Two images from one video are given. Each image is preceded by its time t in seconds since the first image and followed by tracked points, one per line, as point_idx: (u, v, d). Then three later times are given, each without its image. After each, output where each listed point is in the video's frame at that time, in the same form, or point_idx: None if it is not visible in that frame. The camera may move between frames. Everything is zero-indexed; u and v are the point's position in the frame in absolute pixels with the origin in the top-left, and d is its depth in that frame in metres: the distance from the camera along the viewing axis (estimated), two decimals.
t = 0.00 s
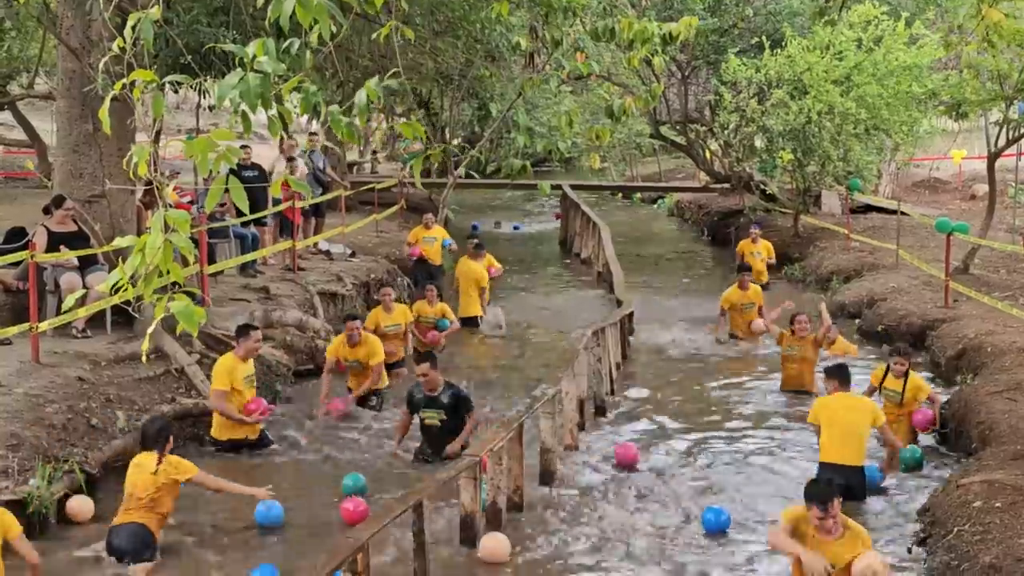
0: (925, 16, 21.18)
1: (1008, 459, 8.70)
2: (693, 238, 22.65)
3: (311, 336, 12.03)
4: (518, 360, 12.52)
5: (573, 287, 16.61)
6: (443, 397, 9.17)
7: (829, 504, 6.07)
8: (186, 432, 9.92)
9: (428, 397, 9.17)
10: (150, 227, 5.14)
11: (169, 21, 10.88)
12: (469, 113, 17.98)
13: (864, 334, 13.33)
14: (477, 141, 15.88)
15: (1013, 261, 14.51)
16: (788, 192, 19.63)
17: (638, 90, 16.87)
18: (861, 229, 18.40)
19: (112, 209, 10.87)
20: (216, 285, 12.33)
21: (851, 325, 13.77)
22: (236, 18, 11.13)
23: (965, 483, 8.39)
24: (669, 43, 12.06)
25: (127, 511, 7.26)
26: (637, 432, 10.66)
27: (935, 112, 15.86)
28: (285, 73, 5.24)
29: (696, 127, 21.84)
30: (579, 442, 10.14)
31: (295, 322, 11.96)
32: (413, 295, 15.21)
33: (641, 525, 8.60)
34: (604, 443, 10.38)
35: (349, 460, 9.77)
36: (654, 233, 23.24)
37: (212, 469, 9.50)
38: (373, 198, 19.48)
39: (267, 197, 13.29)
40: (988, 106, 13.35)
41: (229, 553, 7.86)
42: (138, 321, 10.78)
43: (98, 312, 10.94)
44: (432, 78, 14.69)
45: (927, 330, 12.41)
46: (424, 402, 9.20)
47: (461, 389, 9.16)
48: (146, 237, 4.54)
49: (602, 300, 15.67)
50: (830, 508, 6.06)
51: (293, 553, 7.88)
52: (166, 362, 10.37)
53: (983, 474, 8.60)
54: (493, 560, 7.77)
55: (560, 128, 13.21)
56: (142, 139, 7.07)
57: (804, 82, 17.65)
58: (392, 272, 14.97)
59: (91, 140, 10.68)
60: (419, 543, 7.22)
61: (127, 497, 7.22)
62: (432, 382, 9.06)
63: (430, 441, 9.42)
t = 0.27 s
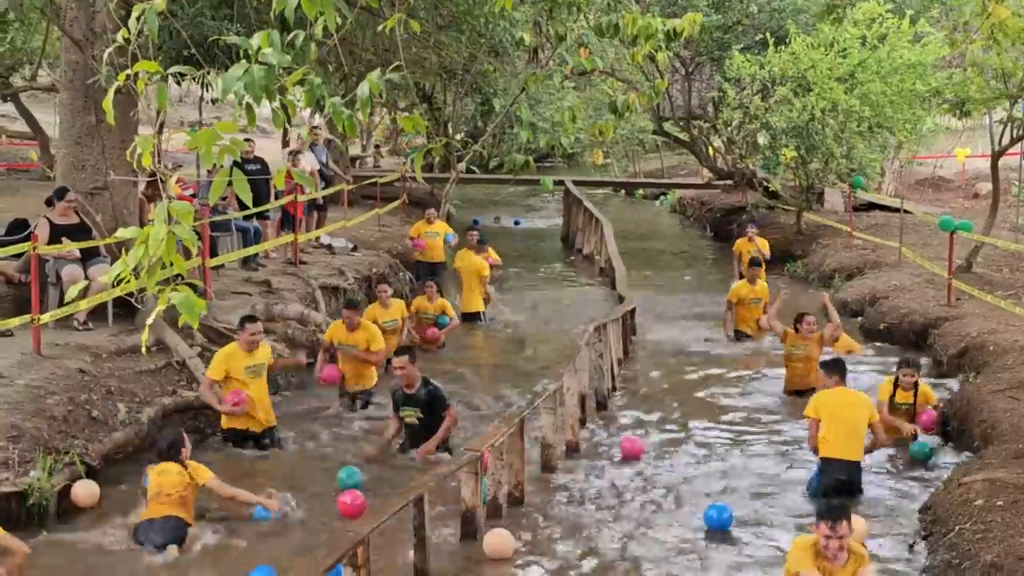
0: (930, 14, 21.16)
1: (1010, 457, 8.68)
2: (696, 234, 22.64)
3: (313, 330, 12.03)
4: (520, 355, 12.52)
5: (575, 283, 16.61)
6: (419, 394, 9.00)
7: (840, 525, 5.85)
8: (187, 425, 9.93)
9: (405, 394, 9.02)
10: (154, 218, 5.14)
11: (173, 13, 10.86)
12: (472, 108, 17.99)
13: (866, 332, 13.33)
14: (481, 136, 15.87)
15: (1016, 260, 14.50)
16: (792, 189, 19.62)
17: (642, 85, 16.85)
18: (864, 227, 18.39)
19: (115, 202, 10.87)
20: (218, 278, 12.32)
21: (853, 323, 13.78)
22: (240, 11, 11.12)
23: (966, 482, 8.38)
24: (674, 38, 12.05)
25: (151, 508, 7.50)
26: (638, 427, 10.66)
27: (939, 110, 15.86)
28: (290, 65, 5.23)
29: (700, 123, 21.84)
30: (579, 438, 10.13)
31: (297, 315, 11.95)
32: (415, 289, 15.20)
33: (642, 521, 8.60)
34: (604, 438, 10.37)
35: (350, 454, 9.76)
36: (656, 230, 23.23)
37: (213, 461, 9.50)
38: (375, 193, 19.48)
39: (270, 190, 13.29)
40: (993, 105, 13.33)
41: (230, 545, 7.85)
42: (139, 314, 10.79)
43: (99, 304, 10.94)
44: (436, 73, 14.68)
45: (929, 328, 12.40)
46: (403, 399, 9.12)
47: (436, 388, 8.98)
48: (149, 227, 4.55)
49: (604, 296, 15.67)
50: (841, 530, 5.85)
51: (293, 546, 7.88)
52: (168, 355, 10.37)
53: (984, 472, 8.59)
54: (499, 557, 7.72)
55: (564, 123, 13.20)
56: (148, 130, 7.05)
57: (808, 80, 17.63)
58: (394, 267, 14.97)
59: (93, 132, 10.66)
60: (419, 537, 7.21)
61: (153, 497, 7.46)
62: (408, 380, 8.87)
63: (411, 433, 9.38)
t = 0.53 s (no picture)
0: (941, 12, 21.14)
1: (1019, 457, 8.66)
2: (704, 231, 22.63)
3: (321, 324, 12.03)
4: (527, 351, 12.51)
5: (583, 279, 16.61)
6: (417, 385, 8.73)
7: (844, 528, 5.81)
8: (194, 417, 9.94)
9: (403, 383, 8.76)
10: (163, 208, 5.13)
11: (183, 5, 10.86)
12: (482, 104, 17.99)
13: (874, 330, 13.31)
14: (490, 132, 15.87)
15: None
16: (800, 187, 19.60)
17: (652, 82, 16.84)
18: (872, 225, 18.36)
19: (124, 194, 10.88)
20: (226, 271, 12.33)
21: (861, 321, 13.77)
22: (250, 5, 11.13)
23: (974, 480, 8.36)
24: (684, 35, 12.04)
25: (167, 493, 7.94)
26: (645, 424, 10.65)
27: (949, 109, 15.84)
28: (300, 55, 5.22)
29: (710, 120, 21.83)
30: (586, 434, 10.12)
31: (304, 309, 11.95)
32: (422, 285, 15.20)
33: (649, 517, 8.59)
34: (611, 434, 10.36)
35: (356, 448, 9.76)
36: (664, 227, 23.21)
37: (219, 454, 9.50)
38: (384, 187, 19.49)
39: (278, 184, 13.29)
40: (1004, 104, 13.30)
41: (236, 538, 7.85)
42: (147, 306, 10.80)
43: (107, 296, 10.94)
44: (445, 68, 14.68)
45: (938, 327, 12.38)
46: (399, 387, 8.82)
47: (436, 379, 8.72)
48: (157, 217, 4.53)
49: (611, 292, 15.66)
50: (846, 534, 5.81)
51: (299, 539, 7.87)
52: (176, 347, 10.38)
53: (992, 471, 8.56)
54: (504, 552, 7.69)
55: (573, 119, 13.19)
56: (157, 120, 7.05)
57: (818, 77, 17.62)
58: (402, 261, 14.97)
59: (103, 124, 10.67)
60: (425, 532, 7.19)
61: (169, 481, 7.85)
62: (408, 367, 8.65)
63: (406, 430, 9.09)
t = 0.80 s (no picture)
0: (954, 9, 21.10)
1: None
2: (715, 227, 22.61)
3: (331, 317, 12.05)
4: (537, 346, 12.51)
5: (594, 274, 16.61)
6: (414, 389, 8.67)
7: (850, 506, 5.75)
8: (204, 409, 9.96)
9: (401, 385, 8.69)
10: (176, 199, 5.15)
11: None
12: (494, 98, 18.00)
13: (885, 327, 13.29)
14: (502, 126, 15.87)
15: None
16: (812, 183, 19.58)
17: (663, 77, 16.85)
18: (884, 222, 18.33)
19: (135, 186, 10.90)
20: (237, 263, 12.35)
21: (872, 319, 13.75)
22: None
23: (983, 479, 8.35)
24: (696, 30, 12.02)
25: (180, 481, 7.80)
26: (654, 419, 10.65)
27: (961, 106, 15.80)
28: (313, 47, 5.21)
29: (721, 116, 21.81)
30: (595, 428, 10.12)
31: (315, 302, 11.97)
32: (432, 279, 15.21)
33: (658, 512, 8.59)
34: (620, 430, 10.36)
35: (365, 441, 9.77)
36: (675, 222, 23.21)
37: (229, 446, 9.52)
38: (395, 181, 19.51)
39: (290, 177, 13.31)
40: (1017, 102, 13.27)
41: (246, 530, 7.86)
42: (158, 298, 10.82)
43: (118, 288, 10.96)
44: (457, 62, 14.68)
45: (948, 325, 12.36)
46: (395, 388, 8.72)
47: (434, 384, 8.65)
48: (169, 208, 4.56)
49: (621, 287, 15.66)
50: (852, 512, 5.75)
51: (308, 531, 7.89)
52: (187, 340, 10.41)
53: (1002, 469, 8.55)
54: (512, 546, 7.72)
55: (585, 114, 13.18)
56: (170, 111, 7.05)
57: (831, 74, 17.59)
58: (413, 256, 14.98)
59: (115, 115, 10.68)
60: (434, 526, 7.20)
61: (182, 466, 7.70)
62: (408, 368, 8.59)
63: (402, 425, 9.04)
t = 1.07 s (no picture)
0: (969, 2, 21.00)
1: None
2: (727, 221, 22.55)
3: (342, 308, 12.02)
4: (548, 339, 12.47)
5: (605, 267, 16.56)
6: (416, 383, 8.72)
7: (846, 472, 5.81)
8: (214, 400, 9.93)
9: (403, 378, 8.74)
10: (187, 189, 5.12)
11: None
12: (506, 90, 17.95)
13: (898, 322, 13.23)
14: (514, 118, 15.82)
15: None
16: (825, 177, 19.50)
17: (676, 70, 16.78)
18: (898, 216, 18.25)
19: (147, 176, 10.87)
20: (247, 254, 12.33)
21: (885, 313, 13.69)
22: None
23: (997, 474, 8.29)
24: (710, 22, 11.96)
25: (200, 477, 7.85)
26: (666, 413, 10.60)
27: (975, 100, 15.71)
28: (326, 36, 5.17)
29: (734, 109, 21.74)
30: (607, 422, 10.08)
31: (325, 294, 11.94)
32: (444, 271, 15.17)
33: (669, 506, 8.55)
34: (632, 423, 10.32)
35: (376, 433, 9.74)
36: (688, 216, 23.15)
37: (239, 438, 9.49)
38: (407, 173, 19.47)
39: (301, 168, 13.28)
40: None
41: (255, 521, 7.83)
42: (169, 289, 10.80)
43: (129, 278, 10.94)
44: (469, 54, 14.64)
45: (962, 319, 12.29)
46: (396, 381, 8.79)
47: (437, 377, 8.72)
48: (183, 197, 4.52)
49: (633, 281, 15.60)
50: (848, 478, 5.81)
51: (318, 524, 7.86)
52: (197, 330, 10.38)
53: (1016, 465, 8.49)
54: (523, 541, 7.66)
55: (598, 106, 13.13)
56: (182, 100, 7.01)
57: (845, 67, 17.51)
58: (424, 247, 14.94)
59: (126, 105, 10.65)
60: (445, 518, 7.17)
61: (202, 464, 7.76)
62: (410, 361, 8.66)
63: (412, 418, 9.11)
